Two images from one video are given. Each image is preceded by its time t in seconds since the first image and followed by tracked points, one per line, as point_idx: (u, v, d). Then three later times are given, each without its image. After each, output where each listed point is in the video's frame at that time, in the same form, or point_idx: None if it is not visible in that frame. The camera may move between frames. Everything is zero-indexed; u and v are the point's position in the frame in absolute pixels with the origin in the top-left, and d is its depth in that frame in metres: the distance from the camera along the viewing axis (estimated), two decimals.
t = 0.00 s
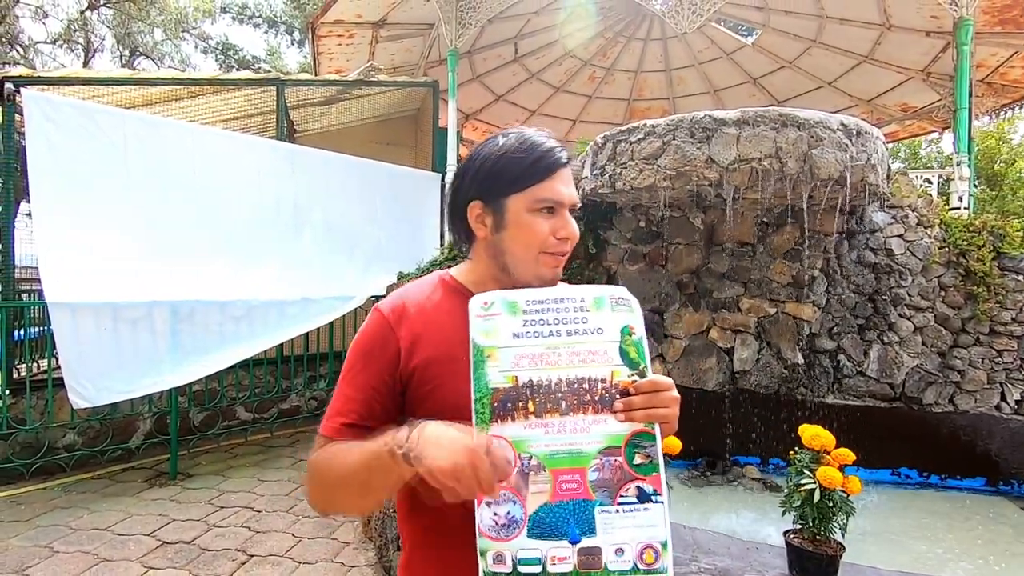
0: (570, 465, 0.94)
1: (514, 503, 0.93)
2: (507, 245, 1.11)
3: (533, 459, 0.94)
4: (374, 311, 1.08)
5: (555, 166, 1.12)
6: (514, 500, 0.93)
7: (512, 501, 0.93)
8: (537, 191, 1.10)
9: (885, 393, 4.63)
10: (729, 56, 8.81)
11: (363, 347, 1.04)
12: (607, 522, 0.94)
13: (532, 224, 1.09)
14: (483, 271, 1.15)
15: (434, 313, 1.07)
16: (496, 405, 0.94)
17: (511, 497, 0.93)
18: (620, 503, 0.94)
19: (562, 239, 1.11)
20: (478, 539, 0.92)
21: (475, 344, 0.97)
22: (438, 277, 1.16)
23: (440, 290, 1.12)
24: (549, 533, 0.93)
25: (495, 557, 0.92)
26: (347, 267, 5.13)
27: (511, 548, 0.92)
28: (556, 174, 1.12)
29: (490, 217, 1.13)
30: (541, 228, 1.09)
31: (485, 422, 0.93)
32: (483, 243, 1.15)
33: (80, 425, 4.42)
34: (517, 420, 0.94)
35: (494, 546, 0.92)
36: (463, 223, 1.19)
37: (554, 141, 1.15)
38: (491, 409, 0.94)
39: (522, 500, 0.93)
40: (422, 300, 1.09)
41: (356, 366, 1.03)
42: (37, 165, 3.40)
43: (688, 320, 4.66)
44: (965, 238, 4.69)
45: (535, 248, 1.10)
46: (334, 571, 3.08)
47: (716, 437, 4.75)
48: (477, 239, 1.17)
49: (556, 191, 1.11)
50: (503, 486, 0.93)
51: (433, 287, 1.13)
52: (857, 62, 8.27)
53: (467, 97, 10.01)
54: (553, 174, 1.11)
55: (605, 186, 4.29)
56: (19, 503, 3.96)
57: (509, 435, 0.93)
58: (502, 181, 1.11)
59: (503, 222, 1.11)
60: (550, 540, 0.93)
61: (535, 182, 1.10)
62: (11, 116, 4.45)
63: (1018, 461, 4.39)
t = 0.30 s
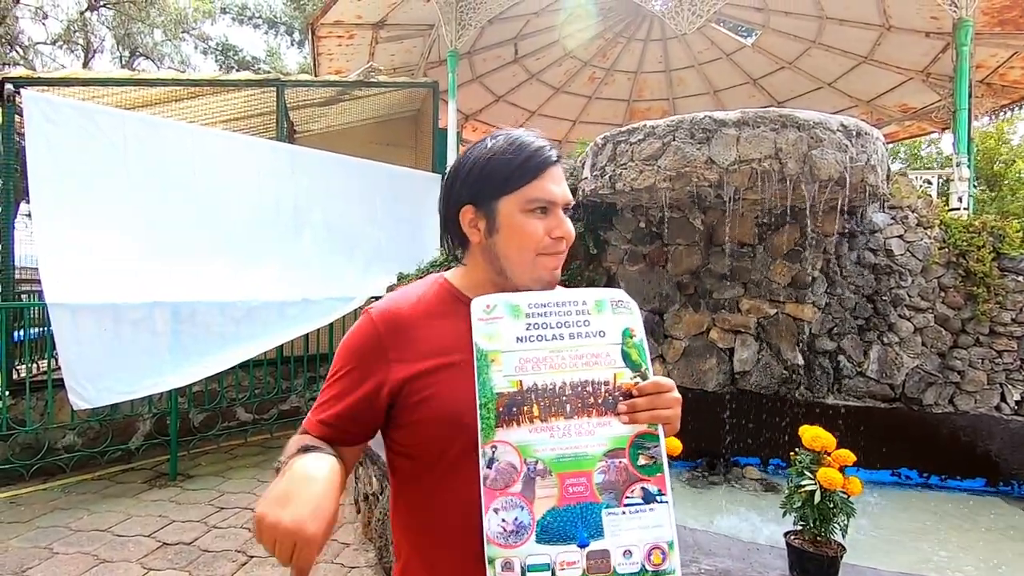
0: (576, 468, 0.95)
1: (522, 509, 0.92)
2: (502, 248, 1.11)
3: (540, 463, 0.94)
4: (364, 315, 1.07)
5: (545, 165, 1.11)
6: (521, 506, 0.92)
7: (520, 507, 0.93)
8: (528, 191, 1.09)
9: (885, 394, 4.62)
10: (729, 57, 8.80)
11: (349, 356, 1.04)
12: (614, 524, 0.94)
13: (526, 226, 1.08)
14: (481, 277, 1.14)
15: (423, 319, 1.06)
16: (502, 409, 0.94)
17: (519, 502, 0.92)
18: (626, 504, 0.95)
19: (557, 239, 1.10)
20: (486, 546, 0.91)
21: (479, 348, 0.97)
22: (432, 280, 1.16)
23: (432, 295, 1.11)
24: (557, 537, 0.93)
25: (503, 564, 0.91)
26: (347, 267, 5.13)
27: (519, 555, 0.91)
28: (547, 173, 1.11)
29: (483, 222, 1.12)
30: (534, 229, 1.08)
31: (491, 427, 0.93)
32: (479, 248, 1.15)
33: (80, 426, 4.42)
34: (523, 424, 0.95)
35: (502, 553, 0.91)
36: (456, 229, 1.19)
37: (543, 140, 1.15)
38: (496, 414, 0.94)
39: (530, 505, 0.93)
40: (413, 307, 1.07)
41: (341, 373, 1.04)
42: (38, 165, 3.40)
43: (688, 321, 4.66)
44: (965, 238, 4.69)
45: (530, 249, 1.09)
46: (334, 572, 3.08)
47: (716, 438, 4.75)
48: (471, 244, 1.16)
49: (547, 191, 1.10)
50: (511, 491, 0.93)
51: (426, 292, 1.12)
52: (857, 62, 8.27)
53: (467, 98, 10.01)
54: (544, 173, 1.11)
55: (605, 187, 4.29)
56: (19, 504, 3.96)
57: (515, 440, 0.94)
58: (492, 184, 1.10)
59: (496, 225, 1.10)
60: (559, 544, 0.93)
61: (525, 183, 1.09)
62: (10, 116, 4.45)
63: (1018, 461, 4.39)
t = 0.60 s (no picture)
0: (555, 469, 0.94)
1: (500, 510, 0.92)
2: (487, 251, 1.10)
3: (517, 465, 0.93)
4: (359, 320, 1.06)
5: (530, 168, 1.11)
6: (500, 508, 0.93)
7: (498, 508, 0.93)
8: (513, 194, 1.09)
9: (883, 395, 4.63)
10: (728, 58, 8.81)
11: (349, 359, 1.03)
12: (595, 526, 0.94)
13: (511, 229, 1.08)
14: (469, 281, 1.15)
15: (420, 318, 1.07)
16: (478, 411, 0.94)
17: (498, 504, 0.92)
18: (608, 506, 0.94)
19: (543, 243, 1.10)
20: (465, 548, 0.91)
21: (455, 351, 0.97)
22: (422, 285, 1.16)
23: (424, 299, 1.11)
24: (538, 540, 0.92)
25: (483, 566, 0.91)
26: (346, 269, 5.12)
27: (499, 557, 0.91)
28: (533, 177, 1.11)
29: (469, 226, 1.12)
30: (519, 232, 1.08)
31: (467, 428, 0.94)
32: (465, 252, 1.15)
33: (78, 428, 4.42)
34: (500, 426, 0.94)
35: (482, 555, 0.91)
36: (444, 233, 1.19)
37: (529, 144, 1.15)
38: (473, 416, 0.94)
39: (509, 507, 0.93)
40: (409, 308, 1.08)
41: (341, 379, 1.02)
42: (37, 166, 3.41)
43: (687, 322, 4.67)
44: (963, 240, 4.69)
45: (515, 253, 1.08)
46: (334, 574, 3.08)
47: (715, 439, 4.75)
48: (458, 249, 1.16)
49: (533, 194, 1.10)
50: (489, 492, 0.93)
51: (417, 296, 1.12)
52: (855, 64, 8.29)
53: (466, 99, 10.02)
54: (529, 177, 1.11)
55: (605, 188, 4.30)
56: (17, 506, 3.95)
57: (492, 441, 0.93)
58: (477, 187, 1.10)
59: (481, 229, 1.10)
60: (539, 547, 0.92)
61: (511, 186, 1.09)
62: (10, 118, 4.45)
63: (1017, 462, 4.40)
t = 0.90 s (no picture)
0: (562, 473, 0.94)
1: (507, 514, 0.92)
2: (486, 248, 1.11)
3: (525, 468, 0.93)
4: (359, 314, 1.08)
5: (529, 164, 1.11)
6: (507, 511, 0.92)
7: (505, 512, 0.92)
8: (511, 190, 1.09)
9: (884, 396, 4.63)
10: (727, 60, 8.83)
11: (343, 353, 1.05)
12: (601, 530, 0.93)
13: (509, 226, 1.08)
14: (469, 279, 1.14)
15: (417, 315, 1.07)
16: (485, 413, 0.94)
17: (505, 508, 0.92)
18: (615, 510, 0.94)
19: (542, 238, 1.09)
20: (471, 551, 0.91)
21: (463, 352, 0.97)
22: (425, 280, 1.16)
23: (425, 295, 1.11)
24: (543, 543, 0.92)
25: (489, 568, 0.91)
26: (346, 270, 5.12)
27: (504, 560, 0.91)
28: (532, 173, 1.11)
29: (468, 222, 1.13)
30: (518, 228, 1.08)
31: (475, 432, 0.93)
32: (466, 249, 1.15)
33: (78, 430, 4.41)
34: (508, 429, 0.94)
35: (487, 558, 0.91)
36: (446, 231, 1.20)
37: (529, 141, 1.15)
38: (481, 419, 0.94)
39: (515, 511, 0.92)
40: (408, 305, 1.08)
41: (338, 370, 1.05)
42: (37, 167, 3.41)
43: (687, 323, 4.67)
44: (963, 241, 4.70)
45: (514, 249, 1.08)
46: None
47: (715, 440, 4.75)
48: (459, 245, 1.17)
49: (531, 189, 1.10)
50: (497, 496, 0.92)
51: (420, 292, 1.13)
52: (854, 65, 8.31)
53: (465, 101, 10.03)
54: (529, 173, 1.11)
55: (605, 190, 4.31)
56: (17, 508, 3.95)
57: (501, 444, 0.93)
58: (475, 183, 1.11)
59: (480, 226, 1.11)
60: (545, 550, 0.92)
61: (509, 182, 1.09)
62: (9, 120, 4.45)
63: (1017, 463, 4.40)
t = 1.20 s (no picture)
0: (564, 473, 0.94)
1: (509, 514, 0.92)
2: (487, 251, 1.11)
3: (526, 468, 0.93)
4: (363, 319, 1.09)
5: (528, 166, 1.11)
6: (510, 512, 0.92)
7: (507, 512, 0.92)
8: (511, 193, 1.09)
9: (884, 398, 4.63)
10: (727, 62, 8.84)
11: (348, 358, 1.05)
12: (606, 529, 0.93)
13: (510, 229, 1.08)
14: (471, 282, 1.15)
15: (420, 318, 1.07)
16: (485, 415, 0.95)
17: (507, 508, 0.92)
18: (619, 509, 0.94)
19: (543, 240, 1.10)
20: (475, 552, 0.91)
21: (461, 354, 0.98)
22: (427, 284, 1.17)
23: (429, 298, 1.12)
24: (547, 543, 0.92)
25: (494, 569, 0.91)
26: (346, 272, 5.12)
27: (508, 561, 0.91)
28: (531, 176, 1.11)
29: (470, 225, 1.13)
30: (518, 231, 1.08)
31: (475, 433, 0.93)
32: (467, 252, 1.16)
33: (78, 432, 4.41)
34: (508, 430, 0.94)
35: (492, 559, 0.91)
36: (447, 234, 1.20)
37: (527, 142, 1.15)
38: (480, 420, 0.94)
39: (518, 511, 0.92)
40: (411, 308, 1.09)
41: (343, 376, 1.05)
42: (38, 170, 3.41)
43: (688, 325, 4.67)
44: (963, 243, 4.71)
45: (516, 252, 1.09)
46: None
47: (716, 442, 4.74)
48: (461, 249, 1.18)
49: (531, 191, 1.10)
50: (499, 497, 0.92)
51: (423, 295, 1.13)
52: (854, 67, 8.33)
53: (466, 103, 10.04)
54: (528, 175, 1.11)
55: (605, 192, 4.31)
56: (17, 510, 3.94)
57: (500, 445, 0.94)
58: (475, 187, 1.11)
59: (481, 229, 1.11)
60: (548, 551, 0.92)
61: (509, 185, 1.10)
62: (11, 122, 4.45)
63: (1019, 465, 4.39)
